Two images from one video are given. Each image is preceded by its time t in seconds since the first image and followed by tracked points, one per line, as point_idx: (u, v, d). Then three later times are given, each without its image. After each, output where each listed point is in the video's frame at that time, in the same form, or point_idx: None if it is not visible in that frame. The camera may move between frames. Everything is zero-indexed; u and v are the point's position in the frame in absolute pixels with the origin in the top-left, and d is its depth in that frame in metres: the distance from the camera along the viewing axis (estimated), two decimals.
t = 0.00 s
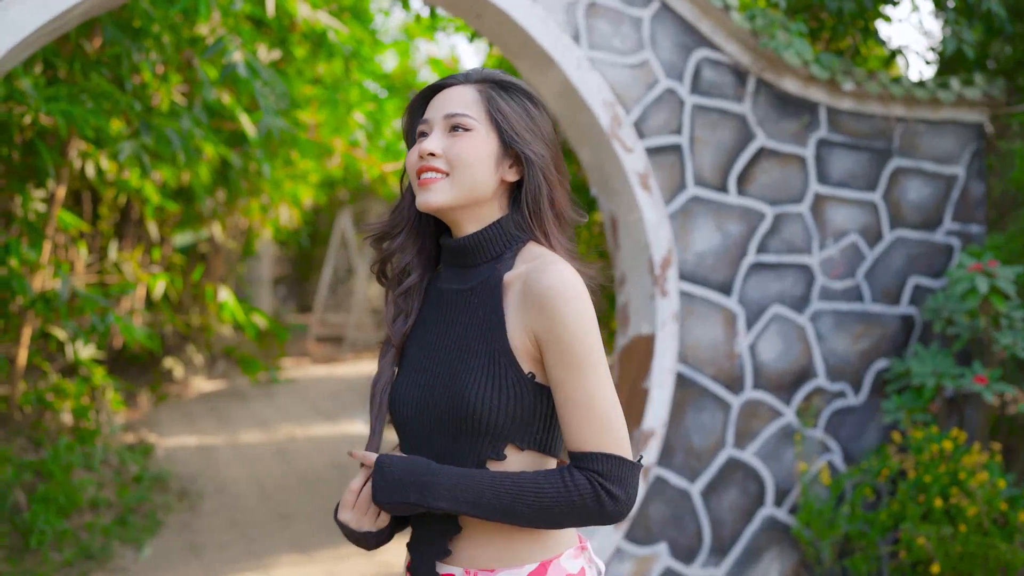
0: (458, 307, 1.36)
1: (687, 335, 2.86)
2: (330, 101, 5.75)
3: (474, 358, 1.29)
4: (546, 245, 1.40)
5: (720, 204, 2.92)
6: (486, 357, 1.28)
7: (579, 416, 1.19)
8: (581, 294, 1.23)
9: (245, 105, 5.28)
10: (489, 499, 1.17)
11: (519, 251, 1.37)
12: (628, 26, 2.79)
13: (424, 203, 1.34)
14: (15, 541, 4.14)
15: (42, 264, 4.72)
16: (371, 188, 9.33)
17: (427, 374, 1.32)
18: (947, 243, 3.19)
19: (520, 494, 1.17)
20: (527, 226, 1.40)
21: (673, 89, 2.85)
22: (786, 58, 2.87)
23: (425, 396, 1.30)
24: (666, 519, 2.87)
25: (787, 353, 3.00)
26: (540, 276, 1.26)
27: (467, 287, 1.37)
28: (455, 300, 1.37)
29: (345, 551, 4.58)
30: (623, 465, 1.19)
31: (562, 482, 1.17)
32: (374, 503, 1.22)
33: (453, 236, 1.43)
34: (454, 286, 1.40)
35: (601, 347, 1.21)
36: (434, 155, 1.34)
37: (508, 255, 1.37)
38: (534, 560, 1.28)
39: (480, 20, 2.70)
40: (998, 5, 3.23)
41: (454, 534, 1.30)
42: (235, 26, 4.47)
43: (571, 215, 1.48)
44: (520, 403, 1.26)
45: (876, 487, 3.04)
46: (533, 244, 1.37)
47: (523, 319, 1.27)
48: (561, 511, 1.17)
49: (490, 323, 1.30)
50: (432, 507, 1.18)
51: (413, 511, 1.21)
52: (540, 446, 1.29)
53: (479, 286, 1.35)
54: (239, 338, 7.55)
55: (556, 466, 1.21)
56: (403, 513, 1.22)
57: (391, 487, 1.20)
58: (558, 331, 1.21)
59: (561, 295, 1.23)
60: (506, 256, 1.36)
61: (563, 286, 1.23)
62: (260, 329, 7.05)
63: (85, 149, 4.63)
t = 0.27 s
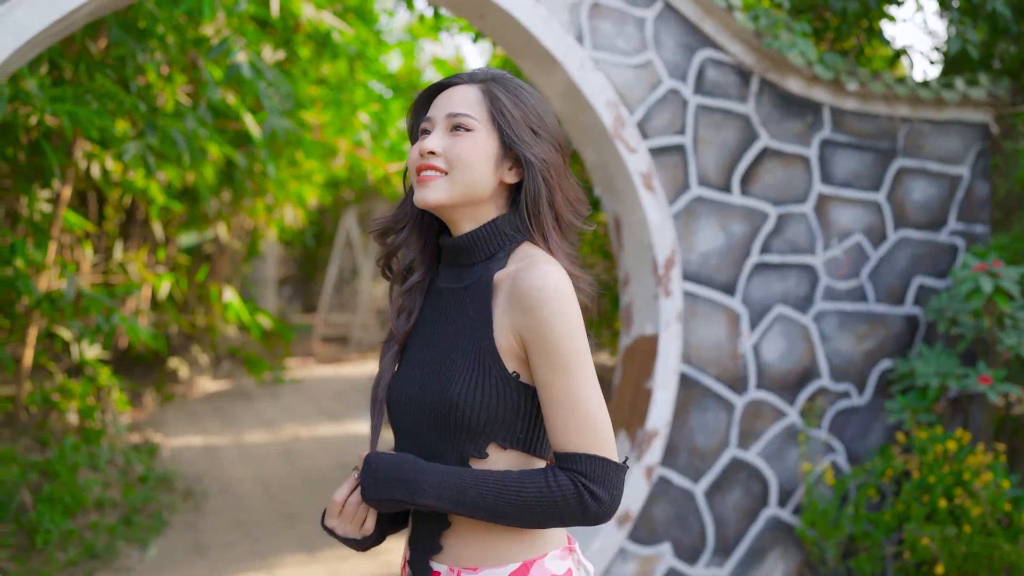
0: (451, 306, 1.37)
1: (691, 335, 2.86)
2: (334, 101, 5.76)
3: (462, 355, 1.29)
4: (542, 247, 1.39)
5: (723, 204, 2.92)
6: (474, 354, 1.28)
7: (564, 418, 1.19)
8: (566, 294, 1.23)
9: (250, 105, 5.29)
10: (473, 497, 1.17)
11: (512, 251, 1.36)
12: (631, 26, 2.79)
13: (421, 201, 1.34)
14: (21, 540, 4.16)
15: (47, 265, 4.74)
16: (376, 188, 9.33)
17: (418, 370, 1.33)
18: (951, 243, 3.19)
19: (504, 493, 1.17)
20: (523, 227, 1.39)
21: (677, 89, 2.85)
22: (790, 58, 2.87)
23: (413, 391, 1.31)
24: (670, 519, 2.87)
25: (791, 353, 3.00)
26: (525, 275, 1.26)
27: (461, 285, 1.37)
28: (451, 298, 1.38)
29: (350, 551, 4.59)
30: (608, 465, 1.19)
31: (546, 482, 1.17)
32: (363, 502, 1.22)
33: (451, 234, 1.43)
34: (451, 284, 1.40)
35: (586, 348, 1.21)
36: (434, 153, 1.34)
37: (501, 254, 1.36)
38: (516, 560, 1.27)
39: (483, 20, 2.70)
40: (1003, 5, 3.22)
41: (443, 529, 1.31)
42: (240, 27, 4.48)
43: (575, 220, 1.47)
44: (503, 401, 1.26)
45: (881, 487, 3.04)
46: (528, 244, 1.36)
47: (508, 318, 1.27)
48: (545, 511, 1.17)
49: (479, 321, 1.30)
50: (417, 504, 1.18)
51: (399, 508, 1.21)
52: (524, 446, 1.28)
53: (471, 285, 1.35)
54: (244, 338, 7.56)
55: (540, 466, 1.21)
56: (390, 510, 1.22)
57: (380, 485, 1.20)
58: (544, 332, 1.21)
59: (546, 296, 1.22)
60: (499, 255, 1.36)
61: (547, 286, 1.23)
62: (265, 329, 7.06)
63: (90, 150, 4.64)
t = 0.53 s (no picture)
0: (449, 305, 1.37)
1: (699, 336, 2.86)
2: (343, 102, 5.77)
3: (456, 353, 1.30)
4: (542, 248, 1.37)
5: (732, 204, 2.91)
6: (467, 353, 1.29)
7: (553, 415, 1.19)
8: (556, 292, 1.23)
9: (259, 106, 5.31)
10: (462, 491, 1.19)
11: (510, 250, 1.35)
12: (639, 26, 2.79)
13: (422, 200, 1.34)
14: (32, 539, 4.19)
15: (58, 265, 4.77)
16: (384, 188, 9.35)
17: (415, 367, 1.34)
18: (961, 243, 3.18)
19: (493, 488, 1.19)
20: (524, 228, 1.38)
21: (685, 89, 2.85)
22: (798, 58, 2.86)
23: (410, 388, 1.32)
24: (677, 520, 2.87)
25: (799, 353, 3.00)
26: (514, 273, 1.26)
27: (457, 284, 1.38)
28: (447, 297, 1.39)
29: (359, 550, 4.61)
30: (597, 463, 1.19)
31: (535, 479, 1.19)
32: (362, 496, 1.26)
33: (453, 233, 1.43)
34: (452, 283, 1.40)
35: (576, 346, 1.21)
36: (437, 152, 1.34)
37: (498, 253, 1.36)
38: (505, 561, 1.28)
39: (491, 21, 2.71)
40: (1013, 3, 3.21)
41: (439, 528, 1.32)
42: (249, 29, 4.50)
43: (579, 224, 1.45)
44: (492, 399, 1.26)
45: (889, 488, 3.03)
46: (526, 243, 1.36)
47: (500, 317, 1.27)
48: (533, 507, 1.18)
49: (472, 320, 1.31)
50: (408, 497, 1.21)
51: (394, 501, 1.23)
52: (516, 444, 1.28)
53: (466, 285, 1.36)
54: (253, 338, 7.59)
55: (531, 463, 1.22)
56: (386, 503, 1.25)
57: (375, 477, 1.23)
58: (533, 330, 1.21)
59: (535, 294, 1.23)
60: (496, 254, 1.36)
61: (536, 283, 1.23)
62: (274, 329, 7.08)
63: (100, 151, 4.67)
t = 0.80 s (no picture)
0: (452, 306, 1.39)
1: (711, 336, 2.86)
2: (357, 103, 5.79)
3: (455, 353, 1.31)
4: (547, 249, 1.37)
5: (744, 204, 2.91)
6: (466, 353, 1.30)
7: (543, 415, 1.19)
8: (545, 291, 1.23)
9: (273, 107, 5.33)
10: (453, 489, 1.20)
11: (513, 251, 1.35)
12: (651, 27, 2.79)
13: (428, 200, 1.36)
14: (49, 537, 4.22)
15: (74, 266, 4.81)
16: (398, 188, 9.37)
17: (418, 368, 1.36)
18: (975, 243, 3.16)
19: (482, 487, 1.19)
20: (529, 229, 1.38)
21: (697, 89, 2.85)
22: (811, 57, 2.85)
23: (413, 388, 1.34)
24: (690, 520, 2.86)
25: (812, 353, 2.99)
26: (505, 272, 1.27)
27: (459, 285, 1.39)
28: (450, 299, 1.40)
29: (372, 549, 4.62)
30: (586, 462, 1.19)
31: (523, 478, 1.19)
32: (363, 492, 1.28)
33: (460, 233, 1.44)
34: (458, 284, 1.41)
35: (566, 346, 1.21)
36: (444, 154, 1.35)
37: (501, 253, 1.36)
38: (501, 560, 1.29)
39: (503, 22, 2.71)
40: None
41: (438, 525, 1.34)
42: (263, 30, 4.52)
43: (586, 226, 1.44)
44: (486, 398, 1.27)
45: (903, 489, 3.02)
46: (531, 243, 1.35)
47: (494, 316, 1.28)
48: (521, 506, 1.19)
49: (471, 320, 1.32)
50: (402, 493, 1.22)
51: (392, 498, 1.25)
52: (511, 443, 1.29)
53: (467, 286, 1.37)
54: (267, 338, 7.62)
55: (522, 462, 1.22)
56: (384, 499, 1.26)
57: (372, 474, 1.25)
58: (524, 328, 1.21)
59: (524, 292, 1.23)
60: (498, 254, 1.36)
61: (526, 283, 1.24)
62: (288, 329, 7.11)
63: (116, 152, 4.71)
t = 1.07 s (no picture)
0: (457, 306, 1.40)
1: (727, 336, 2.85)
2: (373, 103, 5.81)
3: (457, 353, 1.32)
4: (555, 249, 1.36)
5: (760, 204, 2.90)
6: (466, 352, 1.31)
7: (534, 414, 1.19)
8: (538, 291, 1.24)
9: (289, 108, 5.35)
10: (446, 485, 1.20)
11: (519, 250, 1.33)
12: (666, 27, 2.79)
13: (438, 202, 1.36)
14: (69, 535, 4.27)
15: (93, 266, 4.85)
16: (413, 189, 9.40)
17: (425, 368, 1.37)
18: (993, 243, 3.14)
19: (474, 484, 1.19)
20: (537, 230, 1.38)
21: (712, 89, 2.84)
22: (827, 57, 2.84)
23: (420, 388, 1.35)
24: (705, 520, 2.86)
25: (828, 353, 2.98)
26: (501, 273, 1.28)
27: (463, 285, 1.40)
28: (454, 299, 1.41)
29: (388, 549, 4.64)
30: (576, 464, 1.18)
31: (513, 477, 1.18)
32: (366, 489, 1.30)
33: (470, 234, 1.45)
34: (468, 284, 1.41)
35: (558, 346, 1.21)
36: (453, 156, 1.36)
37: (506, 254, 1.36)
38: (497, 560, 1.30)
39: (518, 22, 2.72)
40: None
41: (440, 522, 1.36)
42: (279, 32, 4.55)
43: (597, 229, 1.43)
44: (481, 398, 1.27)
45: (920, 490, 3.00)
46: (538, 243, 1.35)
47: (492, 318, 1.29)
48: (511, 506, 1.18)
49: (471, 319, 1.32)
50: (398, 487, 1.24)
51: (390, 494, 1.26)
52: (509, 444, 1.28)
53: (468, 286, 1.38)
54: (284, 338, 7.65)
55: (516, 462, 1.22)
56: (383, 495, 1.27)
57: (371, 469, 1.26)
58: (518, 327, 1.22)
59: (516, 292, 1.24)
60: (503, 253, 1.35)
61: (519, 282, 1.24)
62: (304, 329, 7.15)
63: (134, 153, 4.75)
